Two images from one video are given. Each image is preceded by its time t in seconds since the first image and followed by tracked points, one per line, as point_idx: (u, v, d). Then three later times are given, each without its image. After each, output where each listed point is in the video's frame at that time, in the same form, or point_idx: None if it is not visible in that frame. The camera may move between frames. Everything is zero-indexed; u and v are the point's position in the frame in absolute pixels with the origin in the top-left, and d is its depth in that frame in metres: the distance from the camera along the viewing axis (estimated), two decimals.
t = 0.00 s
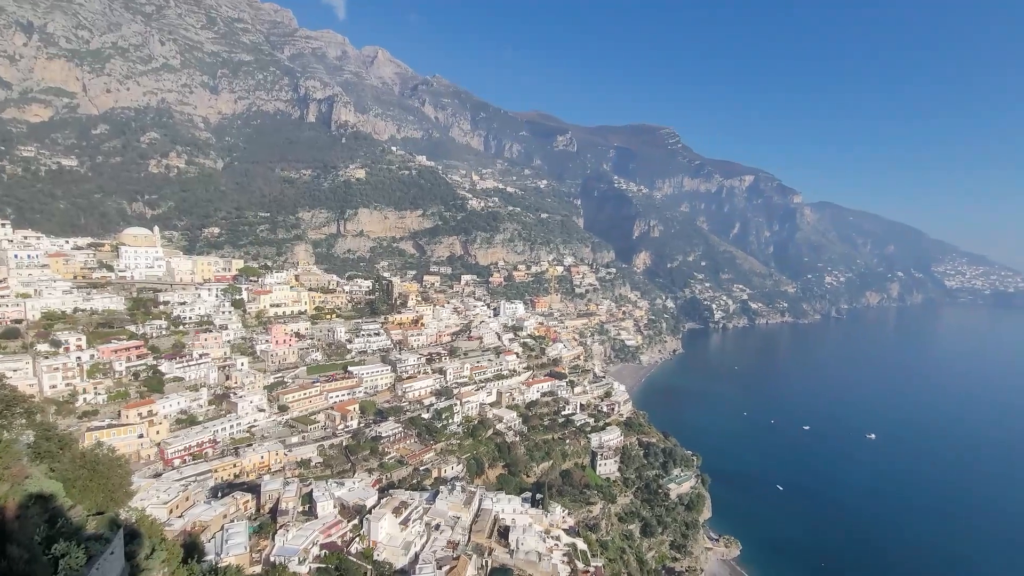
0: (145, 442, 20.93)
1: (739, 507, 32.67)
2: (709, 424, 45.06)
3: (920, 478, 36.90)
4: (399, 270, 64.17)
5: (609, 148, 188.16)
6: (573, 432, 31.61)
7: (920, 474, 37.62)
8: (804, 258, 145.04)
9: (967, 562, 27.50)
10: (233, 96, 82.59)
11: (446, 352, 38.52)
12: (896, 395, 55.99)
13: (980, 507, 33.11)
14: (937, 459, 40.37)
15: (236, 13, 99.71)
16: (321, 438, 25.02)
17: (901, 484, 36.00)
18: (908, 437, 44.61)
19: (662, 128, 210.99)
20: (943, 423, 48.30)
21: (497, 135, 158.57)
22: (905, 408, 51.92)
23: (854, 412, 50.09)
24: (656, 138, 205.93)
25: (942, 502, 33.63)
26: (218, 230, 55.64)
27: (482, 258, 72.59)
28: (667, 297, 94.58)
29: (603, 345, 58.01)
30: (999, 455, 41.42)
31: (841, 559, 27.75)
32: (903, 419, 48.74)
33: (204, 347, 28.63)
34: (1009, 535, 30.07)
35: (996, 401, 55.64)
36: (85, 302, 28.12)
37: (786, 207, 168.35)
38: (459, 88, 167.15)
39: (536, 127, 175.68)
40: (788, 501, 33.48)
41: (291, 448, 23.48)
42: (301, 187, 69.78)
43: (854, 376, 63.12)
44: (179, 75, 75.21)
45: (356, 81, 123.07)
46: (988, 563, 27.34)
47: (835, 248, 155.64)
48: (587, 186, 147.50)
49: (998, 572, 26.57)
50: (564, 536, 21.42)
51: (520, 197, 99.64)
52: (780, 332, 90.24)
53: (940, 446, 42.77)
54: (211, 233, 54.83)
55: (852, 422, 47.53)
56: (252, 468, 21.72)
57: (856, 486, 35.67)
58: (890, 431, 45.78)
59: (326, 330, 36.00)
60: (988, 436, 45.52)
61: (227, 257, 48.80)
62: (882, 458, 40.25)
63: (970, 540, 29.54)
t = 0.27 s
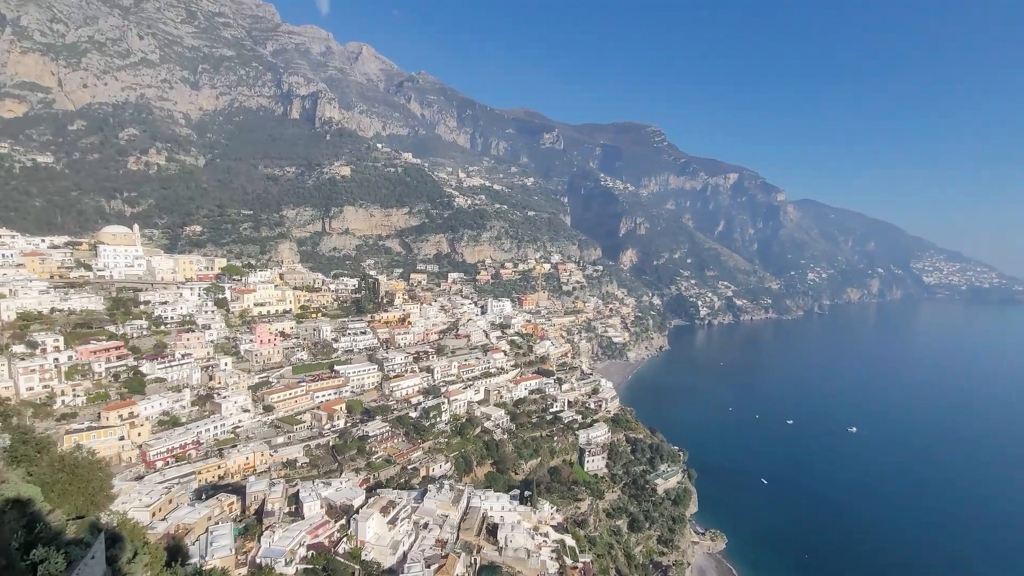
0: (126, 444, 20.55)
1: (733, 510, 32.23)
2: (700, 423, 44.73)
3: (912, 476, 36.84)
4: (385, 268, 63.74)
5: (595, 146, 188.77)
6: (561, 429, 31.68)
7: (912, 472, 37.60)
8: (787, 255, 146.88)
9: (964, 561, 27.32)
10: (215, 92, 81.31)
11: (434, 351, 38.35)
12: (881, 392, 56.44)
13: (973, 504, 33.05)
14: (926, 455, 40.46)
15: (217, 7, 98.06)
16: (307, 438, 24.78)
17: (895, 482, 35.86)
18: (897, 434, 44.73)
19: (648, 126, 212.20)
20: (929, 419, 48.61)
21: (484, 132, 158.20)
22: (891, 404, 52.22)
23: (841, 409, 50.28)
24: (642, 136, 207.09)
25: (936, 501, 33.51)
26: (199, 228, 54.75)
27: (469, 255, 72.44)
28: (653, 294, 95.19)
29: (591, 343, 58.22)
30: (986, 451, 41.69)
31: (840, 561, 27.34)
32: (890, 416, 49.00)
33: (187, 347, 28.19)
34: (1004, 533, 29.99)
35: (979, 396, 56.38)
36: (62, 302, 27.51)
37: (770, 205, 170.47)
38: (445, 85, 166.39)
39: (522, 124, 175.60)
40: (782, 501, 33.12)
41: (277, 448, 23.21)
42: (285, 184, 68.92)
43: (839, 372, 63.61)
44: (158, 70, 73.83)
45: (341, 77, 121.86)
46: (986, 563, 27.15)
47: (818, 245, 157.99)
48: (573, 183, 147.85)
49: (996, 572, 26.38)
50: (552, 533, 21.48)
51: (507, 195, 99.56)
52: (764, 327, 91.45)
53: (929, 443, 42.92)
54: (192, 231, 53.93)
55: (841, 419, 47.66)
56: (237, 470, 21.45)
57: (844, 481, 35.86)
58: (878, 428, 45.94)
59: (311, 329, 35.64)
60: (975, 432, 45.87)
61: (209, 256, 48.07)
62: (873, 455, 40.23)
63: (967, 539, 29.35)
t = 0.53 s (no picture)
0: (106, 447, 20.12)
1: (731, 513, 31.69)
2: (693, 423, 44.35)
3: (908, 473, 36.62)
4: (371, 266, 63.26)
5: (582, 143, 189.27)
6: (549, 426, 31.73)
7: (907, 469, 37.39)
8: (771, 252, 148.67)
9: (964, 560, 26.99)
10: (195, 88, 79.94)
11: (421, 349, 38.16)
12: (871, 388, 56.63)
13: (970, 501, 32.82)
14: (921, 453, 40.34)
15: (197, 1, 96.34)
16: (292, 438, 24.51)
17: (877, 474, 36.47)
18: (890, 431, 44.64)
19: (634, 124, 213.26)
20: (921, 415, 48.68)
21: (470, 130, 157.73)
22: (873, 398, 53.17)
23: (833, 407, 50.22)
24: (627, 134, 208.09)
25: (933, 499, 33.24)
26: (181, 226, 53.82)
27: (455, 253, 72.25)
28: (640, 291, 95.75)
29: (578, 340, 58.40)
30: (972, 445, 42.10)
31: (835, 558, 27.24)
32: (882, 413, 49.00)
33: (168, 348, 27.72)
34: (1003, 530, 29.70)
35: (967, 392, 56.81)
36: (38, 302, 26.87)
37: (754, 202, 172.36)
38: (431, 82, 165.52)
39: (509, 122, 175.42)
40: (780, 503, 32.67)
41: (262, 449, 22.92)
42: (268, 181, 68.01)
43: (829, 369, 63.85)
44: (137, 65, 72.36)
45: (325, 73, 120.56)
46: (988, 562, 26.80)
47: (800, 242, 160.18)
48: (560, 181, 148.09)
49: (998, 571, 26.03)
50: (540, 530, 21.50)
51: (493, 192, 99.41)
52: (748, 324, 92.56)
53: (922, 440, 42.85)
54: (173, 229, 52.99)
55: (834, 417, 47.51)
56: (221, 471, 21.15)
57: (828, 475, 36.36)
58: (871, 426, 45.86)
59: (296, 329, 35.24)
60: (966, 428, 45.96)
61: (191, 254, 47.28)
62: (868, 454, 40.00)
63: (967, 537, 29.01)
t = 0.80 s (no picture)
0: (86, 449, 19.70)
1: (729, 515, 31.23)
2: (687, 423, 44.03)
3: (905, 472, 36.39)
4: (358, 265, 62.77)
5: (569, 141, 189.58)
6: (538, 424, 31.76)
7: (904, 468, 37.17)
8: (756, 250, 150.28)
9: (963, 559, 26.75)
10: (176, 84, 78.60)
11: (409, 348, 37.96)
12: (854, 383, 57.55)
13: (951, 493, 33.52)
14: (915, 450, 40.22)
15: None
16: (279, 439, 24.24)
17: (860, 467, 37.06)
18: (884, 429, 44.54)
19: (621, 122, 214.07)
20: (913, 413, 48.69)
21: (457, 127, 157.12)
22: (856, 393, 54.02)
23: (826, 405, 50.16)
24: (615, 132, 208.87)
25: (930, 497, 33.01)
26: (163, 224, 52.90)
27: (443, 252, 72.05)
28: (628, 288, 96.20)
29: (566, 338, 58.53)
30: (952, 438, 43.01)
31: (827, 553, 27.48)
32: (874, 411, 49.00)
33: (150, 348, 27.26)
34: (1002, 529, 29.50)
35: (956, 389, 57.09)
36: (14, 302, 26.24)
37: (739, 200, 174.02)
38: (418, 79, 164.57)
39: (496, 120, 175.09)
40: (779, 503, 32.26)
41: (248, 450, 22.63)
42: (252, 179, 67.13)
43: (819, 367, 64.04)
44: (116, 60, 70.92)
45: (309, 69, 119.25)
46: (973, 553, 27.25)
47: (785, 239, 162.11)
48: (547, 179, 148.21)
49: (1000, 571, 25.73)
50: (529, 527, 21.53)
51: (481, 190, 99.18)
52: (734, 321, 93.53)
53: (903, 433, 43.67)
54: (155, 227, 52.04)
55: (828, 416, 47.37)
56: (206, 473, 20.87)
57: (813, 468, 36.85)
58: (865, 423, 45.77)
59: (282, 328, 34.86)
60: (957, 425, 46.06)
61: (174, 253, 46.52)
62: (863, 452, 39.82)
63: (966, 536, 28.76)
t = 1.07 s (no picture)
0: (69, 452, 19.34)
1: (728, 516, 30.82)
2: (675, 419, 44.40)
3: (895, 468, 36.57)
4: (347, 263, 62.34)
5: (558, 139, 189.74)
6: (528, 421, 31.77)
7: (900, 466, 37.00)
8: (743, 247, 151.63)
9: (963, 559, 26.56)
10: (160, 80, 77.41)
11: (398, 346, 37.78)
12: (839, 379, 58.32)
13: (933, 486, 34.12)
14: (911, 448, 40.15)
15: None
16: (267, 439, 24.00)
17: (846, 462, 37.57)
18: (879, 427, 44.45)
19: (610, 120, 214.69)
20: (897, 407, 49.44)
21: (446, 125, 156.59)
22: (841, 388, 54.79)
23: (816, 401, 50.39)
24: (604, 130, 209.42)
25: (913, 490, 33.55)
26: (146, 222, 52.09)
27: (432, 250, 71.82)
28: (617, 286, 96.59)
29: (556, 336, 58.65)
30: (934, 432, 43.77)
31: (812, 546, 27.90)
32: (868, 409, 48.98)
33: (135, 348, 26.84)
34: (1000, 528, 29.34)
35: (947, 386, 57.38)
36: None
37: (727, 198, 175.42)
38: (406, 76, 163.65)
39: (485, 117, 174.70)
40: (777, 504, 31.90)
41: (235, 450, 22.39)
42: (238, 176, 66.34)
43: (810, 364, 64.19)
44: (97, 55, 69.59)
45: (296, 66, 118.06)
46: (953, 544, 27.79)
47: (772, 237, 163.72)
48: (537, 177, 148.22)
49: (979, 563, 26.25)
50: (520, 525, 21.54)
51: (470, 188, 98.94)
52: (722, 317, 94.38)
53: (887, 428, 44.36)
54: (138, 225, 51.26)
55: (822, 414, 47.25)
56: (193, 474, 20.60)
57: (799, 462, 37.36)
58: (859, 421, 45.71)
59: (269, 327, 34.50)
60: (950, 423, 46.15)
61: (158, 251, 45.87)
62: (859, 450, 39.62)
63: (965, 536, 28.56)
